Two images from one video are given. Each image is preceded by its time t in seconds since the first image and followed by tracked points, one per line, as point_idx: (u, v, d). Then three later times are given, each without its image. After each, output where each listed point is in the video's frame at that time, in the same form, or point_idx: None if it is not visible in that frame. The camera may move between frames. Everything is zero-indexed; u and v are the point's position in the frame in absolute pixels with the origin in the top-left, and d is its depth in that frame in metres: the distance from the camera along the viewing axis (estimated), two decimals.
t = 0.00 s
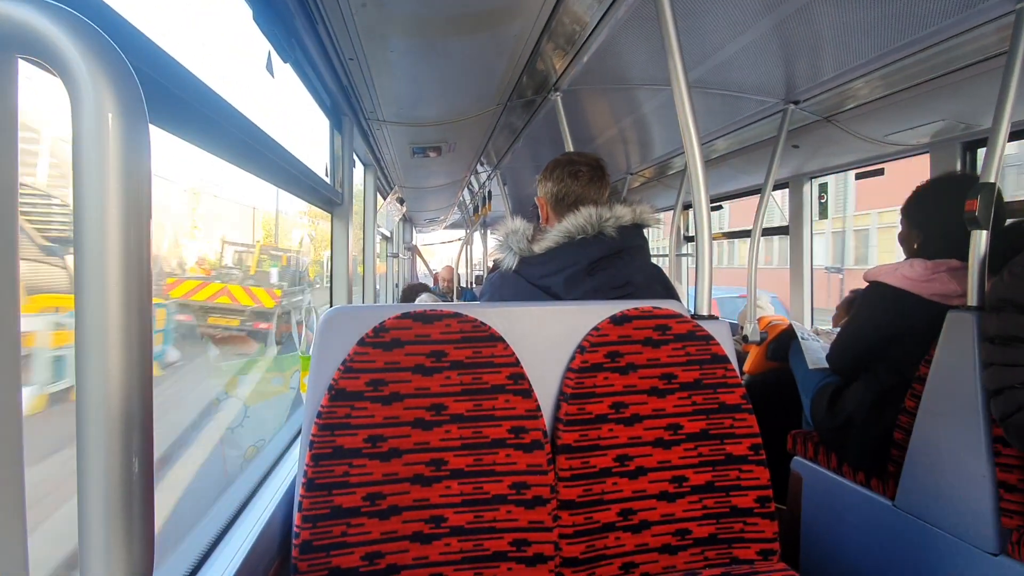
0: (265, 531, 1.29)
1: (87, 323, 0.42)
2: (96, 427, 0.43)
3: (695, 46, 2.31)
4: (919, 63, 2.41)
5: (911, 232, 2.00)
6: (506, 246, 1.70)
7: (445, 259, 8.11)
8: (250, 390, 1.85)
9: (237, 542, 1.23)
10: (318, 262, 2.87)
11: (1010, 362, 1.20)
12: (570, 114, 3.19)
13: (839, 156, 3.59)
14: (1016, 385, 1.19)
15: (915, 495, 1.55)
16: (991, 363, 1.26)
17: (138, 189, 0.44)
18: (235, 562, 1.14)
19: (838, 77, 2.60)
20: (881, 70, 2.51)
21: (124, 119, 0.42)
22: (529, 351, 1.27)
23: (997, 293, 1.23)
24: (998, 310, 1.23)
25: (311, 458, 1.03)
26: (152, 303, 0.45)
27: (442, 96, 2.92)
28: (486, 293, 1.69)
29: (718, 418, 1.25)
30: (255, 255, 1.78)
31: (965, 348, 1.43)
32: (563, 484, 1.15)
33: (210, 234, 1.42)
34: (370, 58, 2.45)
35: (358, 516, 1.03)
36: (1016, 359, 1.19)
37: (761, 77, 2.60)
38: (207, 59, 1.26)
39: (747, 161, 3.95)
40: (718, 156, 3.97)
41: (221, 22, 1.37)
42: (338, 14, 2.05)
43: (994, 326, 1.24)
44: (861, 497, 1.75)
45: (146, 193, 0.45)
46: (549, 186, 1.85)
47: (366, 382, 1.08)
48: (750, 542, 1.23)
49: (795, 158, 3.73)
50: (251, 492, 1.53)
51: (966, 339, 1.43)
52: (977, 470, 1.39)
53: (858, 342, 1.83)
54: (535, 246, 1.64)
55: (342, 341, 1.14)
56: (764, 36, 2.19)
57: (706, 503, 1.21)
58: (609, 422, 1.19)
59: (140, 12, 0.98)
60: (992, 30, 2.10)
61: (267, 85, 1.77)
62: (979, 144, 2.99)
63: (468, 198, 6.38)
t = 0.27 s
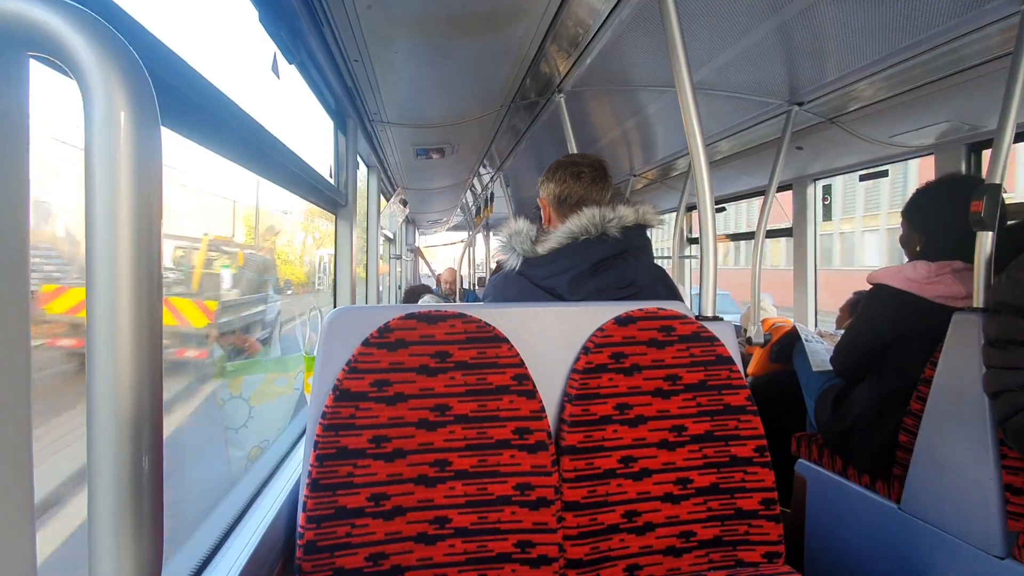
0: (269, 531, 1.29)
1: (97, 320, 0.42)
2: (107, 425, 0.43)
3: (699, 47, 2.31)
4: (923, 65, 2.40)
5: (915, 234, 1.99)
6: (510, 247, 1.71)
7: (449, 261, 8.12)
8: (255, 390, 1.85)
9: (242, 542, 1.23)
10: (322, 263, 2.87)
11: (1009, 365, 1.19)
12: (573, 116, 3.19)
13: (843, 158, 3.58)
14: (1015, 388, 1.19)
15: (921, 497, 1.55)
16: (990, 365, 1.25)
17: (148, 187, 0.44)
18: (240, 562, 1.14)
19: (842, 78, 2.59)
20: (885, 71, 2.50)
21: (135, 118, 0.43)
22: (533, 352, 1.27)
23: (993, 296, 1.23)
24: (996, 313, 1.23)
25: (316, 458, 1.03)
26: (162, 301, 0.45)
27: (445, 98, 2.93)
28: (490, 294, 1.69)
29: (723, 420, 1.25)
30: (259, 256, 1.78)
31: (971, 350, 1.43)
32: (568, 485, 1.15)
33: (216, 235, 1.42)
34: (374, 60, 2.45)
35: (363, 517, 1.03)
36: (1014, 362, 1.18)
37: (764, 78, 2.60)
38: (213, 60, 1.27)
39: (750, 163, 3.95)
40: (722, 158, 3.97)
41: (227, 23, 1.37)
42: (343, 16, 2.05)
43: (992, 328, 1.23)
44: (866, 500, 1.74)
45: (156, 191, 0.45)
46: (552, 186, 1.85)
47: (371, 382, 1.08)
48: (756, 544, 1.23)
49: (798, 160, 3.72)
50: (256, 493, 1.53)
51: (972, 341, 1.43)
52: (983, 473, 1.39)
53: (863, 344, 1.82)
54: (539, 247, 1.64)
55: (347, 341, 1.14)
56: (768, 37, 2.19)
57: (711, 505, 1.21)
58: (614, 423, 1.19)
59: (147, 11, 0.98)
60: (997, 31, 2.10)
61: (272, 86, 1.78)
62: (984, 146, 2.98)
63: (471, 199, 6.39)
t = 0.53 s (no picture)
0: (269, 533, 1.29)
1: (95, 323, 0.42)
2: (106, 428, 0.43)
3: (700, 51, 2.31)
4: (925, 70, 2.41)
5: (917, 239, 1.99)
6: (511, 250, 1.71)
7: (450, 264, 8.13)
8: (255, 392, 1.86)
9: (241, 545, 1.22)
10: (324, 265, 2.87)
11: (1012, 370, 1.19)
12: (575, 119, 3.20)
13: (845, 162, 3.58)
14: (1018, 395, 1.19)
15: (923, 503, 1.54)
16: (994, 371, 1.25)
17: (148, 191, 0.44)
18: (239, 565, 1.14)
19: (844, 83, 2.60)
20: (888, 76, 2.51)
21: (135, 122, 0.43)
22: (534, 356, 1.27)
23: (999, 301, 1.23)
24: (1001, 318, 1.23)
25: (316, 461, 1.03)
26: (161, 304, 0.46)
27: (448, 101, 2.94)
28: (491, 298, 1.69)
29: (724, 425, 1.24)
30: (261, 258, 1.79)
31: (974, 356, 1.42)
32: (568, 490, 1.14)
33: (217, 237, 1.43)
34: (377, 63, 2.46)
35: (362, 520, 1.03)
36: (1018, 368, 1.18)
37: (766, 82, 2.60)
38: (216, 64, 1.27)
39: (752, 167, 3.95)
40: (724, 162, 3.97)
41: (230, 27, 1.38)
42: (346, 20, 2.07)
43: (996, 334, 1.24)
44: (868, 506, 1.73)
45: (157, 195, 0.45)
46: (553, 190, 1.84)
47: (371, 385, 1.08)
48: (757, 550, 1.22)
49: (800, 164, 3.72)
50: (255, 495, 1.53)
51: (975, 347, 1.42)
52: (986, 480, 1.38)
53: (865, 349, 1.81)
54: (540, 251, 1.64)
55: (347, 344, 1.14)
56: (770, 41, 2.19)
57: (711, 510, 1.21)
58: (614, 427, 1.19)
59: (151, 15, 0.99)
60: (1000, 36, 2.10)
61: (275, 89, 1.78)
62: (987, 151, 2.98)
63: (473, 202, 6.40)
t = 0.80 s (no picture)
0: (271, 534, 1.29)
1: (98, 325, 0.42)
2: (108, 429, 0.43)
3: (703, 52, 2.31)
4: (930, 70, 2.40)
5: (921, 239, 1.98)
6: (513, 251, 1.71)
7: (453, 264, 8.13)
8: (258, 393, 1.86)
9: (243, 545, 1.23)
10: (327, 266, 2.88)
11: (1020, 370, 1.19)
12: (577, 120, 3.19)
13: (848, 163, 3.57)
14: None
15: (926, 505, 1.53)
16: (1004, 372, 1.25)
17: (150, 194, 0.44)
18: (241, 564, 1.14)
19: (848, 83, 2.59)
20: (891, 76, 2.49)
21: (137, 125, 0.43)
22: (535, 357, 1.27)
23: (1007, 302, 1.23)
24: (1009, 319, 1.22)
25: (317, 461, 1.03)
26: (162, 306, 0.46)
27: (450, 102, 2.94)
28: (493, 298, 1.69)
29: (726, 426, 1.24)
30: (264, 259, 1.79)
31: (977, 357, 1.42)
32: (569, 491, 1.14)
33: (220, 237, 1.43)
34: (380, 64, 2.47)
35: (363, 521, 1.03)
36: None
37: (769, 82, 2.59)
38: (219, 65, 1.28)
39: (755, 167, 3.94)
40: (727, 162, 3.96)
41: (233, 28, 1.38)
42: (349, 22, 2.07)
43: (1006, 334, 1.24)
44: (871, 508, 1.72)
45: (158, 197, 0.45)
46: (555, 191, 1.84)
47: (372, 386, 1.08)
48: (758, 552, 1.22)
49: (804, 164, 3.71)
50: (257, 496, 1.53)
51: (978, 348, 1.41)
52: (990, 482, 1.37)
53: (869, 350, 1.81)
54: (542, 251, 1.64)
55: (349, 345, 1.14)
56: (773, 41, 2.19)
57: (713, 512, 1.20)
58: (616, 428, 1.19)
59: (154, 18, 0.99)
60: (1004, 36, 2.09)
61: (277, 90, 1.79)
62: (992, 151, 2.96)
63: (475, 203, 6.40)
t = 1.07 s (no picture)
0: (276, 531, 1.30)
1: (106, 324, 0.43)
2: (116, 428, 0.44)
3: (707, 49, 2.30)
4: (934, 67, 2.38)
5: (925, 237, 1.97)
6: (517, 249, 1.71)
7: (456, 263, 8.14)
8: (262, 391, 1.87)
9: (249, 541, 1.23)
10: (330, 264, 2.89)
11: None
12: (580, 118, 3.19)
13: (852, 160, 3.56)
14: None
15: (931, 504, 1.53)
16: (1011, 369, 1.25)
17: (158, 193, 0.44)
18: (247, 561, 1.15)
19: (852, 80, 2.58)
20: (896, 73, 2.48)
21: (145, 124, 0.43)
22: (539, 355, 1.27)
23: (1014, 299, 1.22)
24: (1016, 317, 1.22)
25: (322, 459, 1.04)
26: (170, 305, 0.46)
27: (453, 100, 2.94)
28: (496, 296, 1.69)
29: (730, 424, 1.24)
30: (268, 257, 1.80)
31: (982, 355, 1.41)
32: (573, 488, 1.15)
33: (224, 236, 1.44)
34: (383, 63, 2.47)
35: (368, 518, 1.04)
36: None
37: (773, 80, 2.58)
38: (223, 64, 1.28)
39: (758, 165, 3.93)
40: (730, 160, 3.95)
41: (237, 28, 1.39)
42: (352, 20, 2.07)
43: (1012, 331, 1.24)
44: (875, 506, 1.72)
45: (166, 196, 0.46)
46: (557, 189, 1.84)
47: (377, 383, 1.08)
48: (762, 549, 1.22)
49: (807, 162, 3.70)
50: (262, 493, 1.54)
51: (983, 346, 1.41)
52: (995, 480, 1.37)
53: (873, 348, 1.80)
54: (545, 250, 1.64)
55: (353, 343, 1.14)
56: (777, 39, 2.18)
57: (717, 509, 1.21)
58: (620, 426, 1.19)
59: (159, 17, 0.99)
60: (1010, 33, 2.08)
61: (281, 88, 1.79)
62: (997, 148, 2.94)
63: (478, 201, 6.40)
